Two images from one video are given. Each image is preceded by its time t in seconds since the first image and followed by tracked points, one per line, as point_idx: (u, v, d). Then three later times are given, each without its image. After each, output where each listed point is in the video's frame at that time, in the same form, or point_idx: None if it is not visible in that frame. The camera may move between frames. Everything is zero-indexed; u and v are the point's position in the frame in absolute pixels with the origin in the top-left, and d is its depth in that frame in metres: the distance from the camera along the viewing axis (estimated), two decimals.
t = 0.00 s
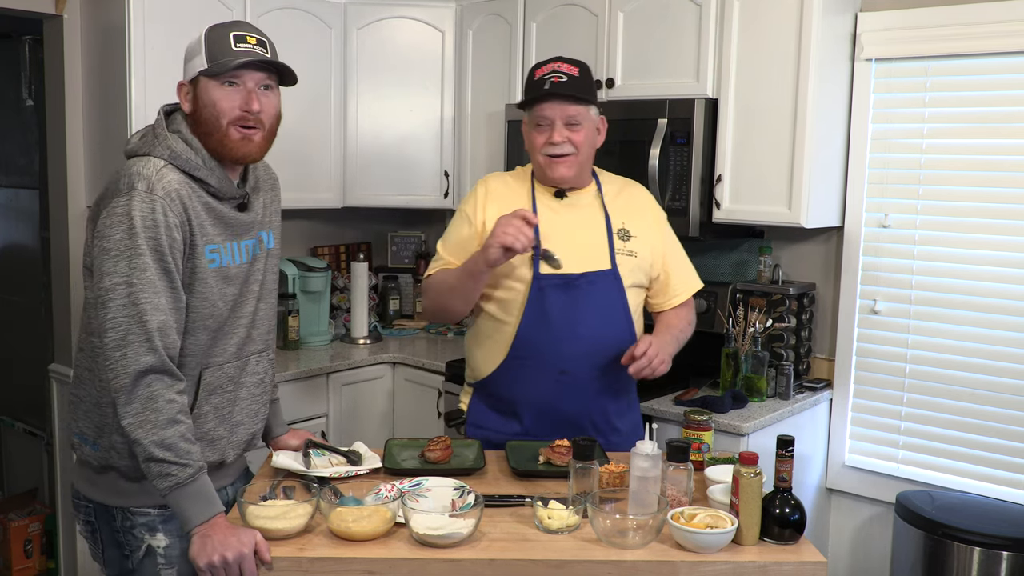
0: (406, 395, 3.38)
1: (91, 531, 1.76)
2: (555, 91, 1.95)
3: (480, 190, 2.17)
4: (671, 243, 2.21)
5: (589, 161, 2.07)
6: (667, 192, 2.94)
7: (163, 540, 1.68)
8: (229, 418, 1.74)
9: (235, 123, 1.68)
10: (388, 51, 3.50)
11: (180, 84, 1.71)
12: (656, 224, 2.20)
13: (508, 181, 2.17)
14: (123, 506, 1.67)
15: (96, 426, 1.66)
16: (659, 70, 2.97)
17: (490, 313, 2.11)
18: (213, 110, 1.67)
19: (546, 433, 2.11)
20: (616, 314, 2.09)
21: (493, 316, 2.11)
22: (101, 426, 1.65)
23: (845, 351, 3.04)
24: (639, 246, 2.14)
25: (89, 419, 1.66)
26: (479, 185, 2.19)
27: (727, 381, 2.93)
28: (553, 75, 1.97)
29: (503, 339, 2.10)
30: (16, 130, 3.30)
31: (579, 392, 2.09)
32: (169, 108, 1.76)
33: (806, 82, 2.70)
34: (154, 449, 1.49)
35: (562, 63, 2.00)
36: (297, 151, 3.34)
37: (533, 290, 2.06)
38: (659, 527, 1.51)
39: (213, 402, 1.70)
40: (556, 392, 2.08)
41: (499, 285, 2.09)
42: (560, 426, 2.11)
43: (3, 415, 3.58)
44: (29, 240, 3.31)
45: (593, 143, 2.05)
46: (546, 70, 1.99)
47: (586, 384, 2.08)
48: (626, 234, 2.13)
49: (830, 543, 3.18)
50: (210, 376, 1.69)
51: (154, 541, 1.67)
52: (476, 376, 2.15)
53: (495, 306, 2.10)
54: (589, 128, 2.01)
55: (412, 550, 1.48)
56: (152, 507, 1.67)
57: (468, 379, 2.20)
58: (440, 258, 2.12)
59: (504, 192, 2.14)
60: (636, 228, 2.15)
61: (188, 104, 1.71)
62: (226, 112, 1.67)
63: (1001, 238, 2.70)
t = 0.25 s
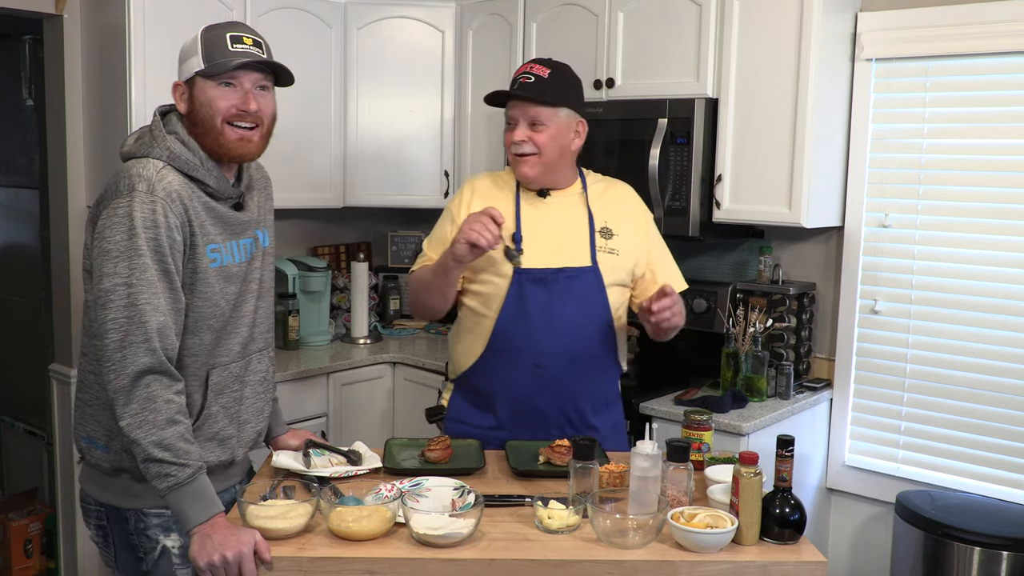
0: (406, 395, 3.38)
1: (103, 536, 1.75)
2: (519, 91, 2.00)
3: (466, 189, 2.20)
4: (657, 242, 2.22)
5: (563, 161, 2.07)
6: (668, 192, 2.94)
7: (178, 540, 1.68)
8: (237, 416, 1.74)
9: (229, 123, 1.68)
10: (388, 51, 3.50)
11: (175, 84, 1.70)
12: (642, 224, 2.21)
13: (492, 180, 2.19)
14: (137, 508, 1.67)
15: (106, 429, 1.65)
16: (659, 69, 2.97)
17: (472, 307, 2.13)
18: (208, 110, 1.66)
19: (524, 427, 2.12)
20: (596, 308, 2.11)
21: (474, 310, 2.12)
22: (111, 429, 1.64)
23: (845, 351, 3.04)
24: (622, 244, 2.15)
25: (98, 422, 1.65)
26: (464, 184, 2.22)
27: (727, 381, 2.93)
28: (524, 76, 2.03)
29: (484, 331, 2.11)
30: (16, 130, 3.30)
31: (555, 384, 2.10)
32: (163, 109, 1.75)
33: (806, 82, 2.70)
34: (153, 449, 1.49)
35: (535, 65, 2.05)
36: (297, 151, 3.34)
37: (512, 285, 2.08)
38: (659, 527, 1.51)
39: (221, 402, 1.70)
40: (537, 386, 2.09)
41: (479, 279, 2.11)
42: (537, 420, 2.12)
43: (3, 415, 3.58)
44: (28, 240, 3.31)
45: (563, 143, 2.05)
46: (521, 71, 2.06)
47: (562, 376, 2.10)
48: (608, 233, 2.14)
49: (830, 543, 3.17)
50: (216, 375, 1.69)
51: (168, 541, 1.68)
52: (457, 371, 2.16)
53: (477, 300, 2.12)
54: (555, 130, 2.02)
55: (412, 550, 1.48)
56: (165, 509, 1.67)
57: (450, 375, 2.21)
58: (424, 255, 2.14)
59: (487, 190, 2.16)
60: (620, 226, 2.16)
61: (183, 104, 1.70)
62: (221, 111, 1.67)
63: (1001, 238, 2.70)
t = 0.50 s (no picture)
0: (406, 395, 3.38)
1: (107, 540, 1.74)
2: (509, 92, 2.02)
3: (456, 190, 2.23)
4: (644, 245, 2.22)
5: (553, 161, 2.08)
6: (668, 191, 2.94)
7: (185, 542, 1.70)
8: (237, 414, 1.74)
9: (219, 123, 1.68)
10: (388, 51, 3.50)
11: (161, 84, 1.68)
12: (629, 226, 2.21)
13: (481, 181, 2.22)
14: (144, 511, 1.67)
15: (109, 437, 1.64)
16: (660, 69, 2.97)
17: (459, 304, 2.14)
18: (198, 111, 1.66)
19: (508, 425, 2.11)
20: (580, 307, 2.11)
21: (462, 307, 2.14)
22: (113, 435, 1.63)
23: (845, 351, 3.04)
24: (609, 245, 2.15)
25: (102, 428, 1.64)
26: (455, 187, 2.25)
27: (727, 381, 2.93)
28: (515, 77, 2.05)
29: (468, 328, 2.12)
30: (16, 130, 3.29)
31: (540, 382, 2.09)
32: (147, 112, 1.74)
33: (806, 82, 2.70)
34: (150, 450, 1.49)
35: (528, 67, 2.07)
36: (297, 151, 3.34)
37: (497, 283, 2.09)
38: (659, 528, 1.51)
39: (220, 401, 1.70)
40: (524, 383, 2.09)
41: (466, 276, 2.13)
42: (521, 417, 2.11)
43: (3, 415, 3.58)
44: (28, 240, 3.31)
45: (553, 144, 2.07)
46: (514, 73, 2.08)
47: (546, 374, 2.09)
48: (595, 234, 2.15)
49: (830, 543, 3.17)
50: (213, 375, 1.69)
51: (175, 543, 1.69)
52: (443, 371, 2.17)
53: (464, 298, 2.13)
54: (544, 131, 2.04)
55: (412, 550, 1.48)
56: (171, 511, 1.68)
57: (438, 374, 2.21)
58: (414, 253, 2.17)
59: (477, 191, 2.20)
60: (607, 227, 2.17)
61: (169, 104, 1.68)
62: (212, 112, 1.66)
63: (1001, 238, 2.70)
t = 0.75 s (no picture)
0: (406, 395, 3.38)
1: (103, 534, 1.74)
2: (503, 94, 2.03)
3: (449, 191, 2.24)
4: (637, 245, 2.23)
5: (546, 163, 2.09)
6: (668, 191, 2.94)
7: (180, 540, 1.70)
8: (233, 412, 1.74)
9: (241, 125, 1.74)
10: (388, 51, 3.50)
11: (184, 81, 1.64)
12: (622, 227, 2.22)
13: (474, 182, 2.23)
14: (142, 509, 1.67)
15: (105, 439, 1.63)
16: (659, 69, 2.97)
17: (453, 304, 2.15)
18: (231, 114, 1.70)
19: (502, 425, 2.11)
20: (574, 307, 2.11)
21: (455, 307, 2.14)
22: (111, 437, 1.63)
23: (845, 351, 3.04)
24: (602, 246, 2.16)
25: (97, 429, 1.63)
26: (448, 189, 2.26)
27: (727, 381, 2.93)
28: (508, 79, 2.05)
29: (462, 327, 2.12)
30: (16, 130, 3.29)
31: (534, 382, 2.09)
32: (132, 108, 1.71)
33: (806, 82, 2.70)
34: (149, 451, 1.49)
35: (519, 69, 2.07)
36: (297, 151, 3.34)
37: (491, 283, 2.10)
38: (659, 528, 1.51)
39: (215, 399, 1.70)
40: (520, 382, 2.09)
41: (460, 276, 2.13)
42: (516, 417, 2.11)
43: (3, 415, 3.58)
44: (28, 240, 3.31)
45: (546, 145, 2.07)
46: (506, 75, 2.08)
47: (540, 374, 2.09)
48: (588, 235, 2.16)
49: (830, 543, 3.17)
50: (208, 373, 1.68)
51: (171, 541, 1.69)
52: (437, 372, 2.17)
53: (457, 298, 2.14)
54: (536, 133, 2.04)
55: (412, 549, 1.48)
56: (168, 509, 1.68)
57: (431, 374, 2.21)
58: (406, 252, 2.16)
59: (470, 192, 2.20)
60: (599, 228, 2.17)
61: (193, 101, 1.66)
62: (240, 115, 1.72)
63: (1001, 238, 2.70)
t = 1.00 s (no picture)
0: (406, 395, 3.38)
1: (93, 534, 1.73)
2: (496, 95, 2.03)
3: (443, 192, 2.20)
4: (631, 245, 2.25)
5: (540, 164, 2.09)
6: (668, 191, 2.94)
7: (171, 539, 1.69)
8: (223, 415, 1.74)
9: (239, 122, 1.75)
10: (388, 51, 3.50)
11: (183, 81, 1.65)
12: (616, 227, 2.24)
13: (469, 182, 2.20)
14: (133, 508, 1.67)
15: (97, 440, 1.63)
16: (659, 70, 2.97)
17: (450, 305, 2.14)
18: (230, 111, 1.70)
19: (502, 425, 2.11)
20: (574, 306, 2.11)
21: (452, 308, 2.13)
22: (104, 439, 1.62)
23: (845, 351, 3.04)
24: (599, 245, 2.18)
25: (88, 431, 1.63)
26: (441, 189, 2.23)
27: (727, 381, 2.93)
28: (499, 81, 2.05)
29: (461, 329, 2.11)
30: (16, 130, 3.29)
31: (534, 382, 2.09)
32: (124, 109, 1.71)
33: (806, 82, 2.70)
34: (147, 452, 1.49)
35: (510, 71, 2.07)
36: (297, 151, 3.34)
37: (491, 283, 2.09)
38: (659, 528, 1.51)
39: (206, 401, 1.70)
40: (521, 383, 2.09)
41: (456, 278, 2.12)
42: (516, 418, 2.10)
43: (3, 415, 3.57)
44: (28, 240, 3.31)
45: (539, 146, 2.07)
46: (497, 78, 2.08)
47: (541, 374, 2.09)
48: (585, 235, 2.17)
49: (830, 543, 3.17)
50: (200, 376, 1.69)
51: (161, 541, 1.69)
52: (434, 375, 2.16)
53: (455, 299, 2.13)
54: (530, 133, 2.05)
55: (412, 549, 1.48)
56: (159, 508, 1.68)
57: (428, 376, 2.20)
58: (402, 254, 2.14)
59: (465, 192, 2.18)
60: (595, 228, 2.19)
61: (192, 102, 1.66)
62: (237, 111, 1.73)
63: (1001, 238, 2.70)
